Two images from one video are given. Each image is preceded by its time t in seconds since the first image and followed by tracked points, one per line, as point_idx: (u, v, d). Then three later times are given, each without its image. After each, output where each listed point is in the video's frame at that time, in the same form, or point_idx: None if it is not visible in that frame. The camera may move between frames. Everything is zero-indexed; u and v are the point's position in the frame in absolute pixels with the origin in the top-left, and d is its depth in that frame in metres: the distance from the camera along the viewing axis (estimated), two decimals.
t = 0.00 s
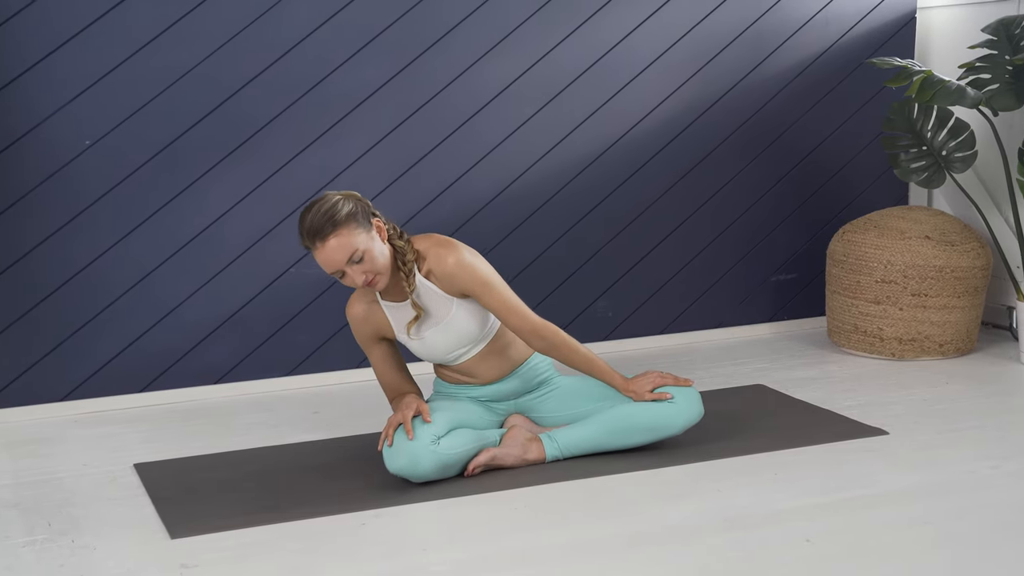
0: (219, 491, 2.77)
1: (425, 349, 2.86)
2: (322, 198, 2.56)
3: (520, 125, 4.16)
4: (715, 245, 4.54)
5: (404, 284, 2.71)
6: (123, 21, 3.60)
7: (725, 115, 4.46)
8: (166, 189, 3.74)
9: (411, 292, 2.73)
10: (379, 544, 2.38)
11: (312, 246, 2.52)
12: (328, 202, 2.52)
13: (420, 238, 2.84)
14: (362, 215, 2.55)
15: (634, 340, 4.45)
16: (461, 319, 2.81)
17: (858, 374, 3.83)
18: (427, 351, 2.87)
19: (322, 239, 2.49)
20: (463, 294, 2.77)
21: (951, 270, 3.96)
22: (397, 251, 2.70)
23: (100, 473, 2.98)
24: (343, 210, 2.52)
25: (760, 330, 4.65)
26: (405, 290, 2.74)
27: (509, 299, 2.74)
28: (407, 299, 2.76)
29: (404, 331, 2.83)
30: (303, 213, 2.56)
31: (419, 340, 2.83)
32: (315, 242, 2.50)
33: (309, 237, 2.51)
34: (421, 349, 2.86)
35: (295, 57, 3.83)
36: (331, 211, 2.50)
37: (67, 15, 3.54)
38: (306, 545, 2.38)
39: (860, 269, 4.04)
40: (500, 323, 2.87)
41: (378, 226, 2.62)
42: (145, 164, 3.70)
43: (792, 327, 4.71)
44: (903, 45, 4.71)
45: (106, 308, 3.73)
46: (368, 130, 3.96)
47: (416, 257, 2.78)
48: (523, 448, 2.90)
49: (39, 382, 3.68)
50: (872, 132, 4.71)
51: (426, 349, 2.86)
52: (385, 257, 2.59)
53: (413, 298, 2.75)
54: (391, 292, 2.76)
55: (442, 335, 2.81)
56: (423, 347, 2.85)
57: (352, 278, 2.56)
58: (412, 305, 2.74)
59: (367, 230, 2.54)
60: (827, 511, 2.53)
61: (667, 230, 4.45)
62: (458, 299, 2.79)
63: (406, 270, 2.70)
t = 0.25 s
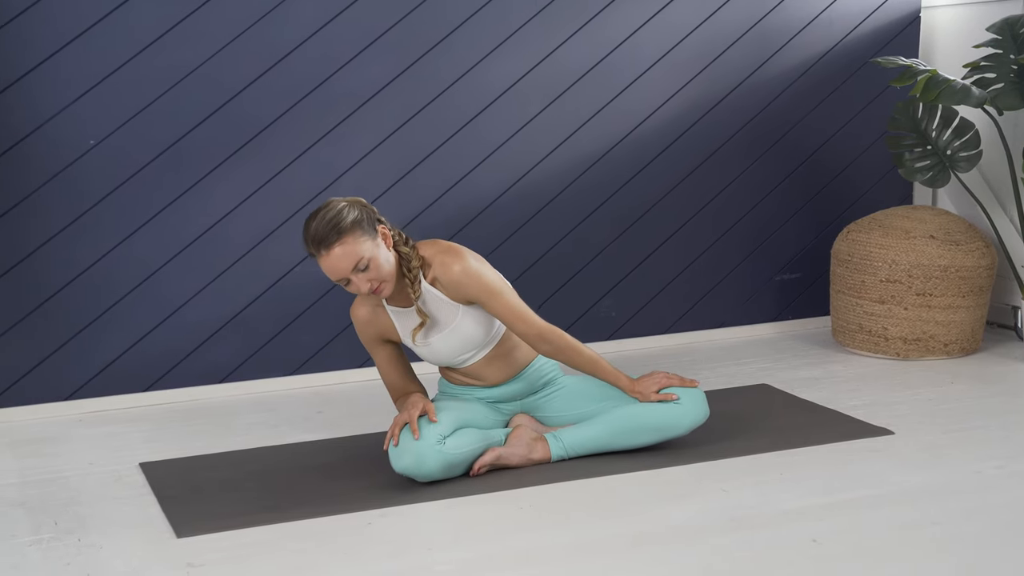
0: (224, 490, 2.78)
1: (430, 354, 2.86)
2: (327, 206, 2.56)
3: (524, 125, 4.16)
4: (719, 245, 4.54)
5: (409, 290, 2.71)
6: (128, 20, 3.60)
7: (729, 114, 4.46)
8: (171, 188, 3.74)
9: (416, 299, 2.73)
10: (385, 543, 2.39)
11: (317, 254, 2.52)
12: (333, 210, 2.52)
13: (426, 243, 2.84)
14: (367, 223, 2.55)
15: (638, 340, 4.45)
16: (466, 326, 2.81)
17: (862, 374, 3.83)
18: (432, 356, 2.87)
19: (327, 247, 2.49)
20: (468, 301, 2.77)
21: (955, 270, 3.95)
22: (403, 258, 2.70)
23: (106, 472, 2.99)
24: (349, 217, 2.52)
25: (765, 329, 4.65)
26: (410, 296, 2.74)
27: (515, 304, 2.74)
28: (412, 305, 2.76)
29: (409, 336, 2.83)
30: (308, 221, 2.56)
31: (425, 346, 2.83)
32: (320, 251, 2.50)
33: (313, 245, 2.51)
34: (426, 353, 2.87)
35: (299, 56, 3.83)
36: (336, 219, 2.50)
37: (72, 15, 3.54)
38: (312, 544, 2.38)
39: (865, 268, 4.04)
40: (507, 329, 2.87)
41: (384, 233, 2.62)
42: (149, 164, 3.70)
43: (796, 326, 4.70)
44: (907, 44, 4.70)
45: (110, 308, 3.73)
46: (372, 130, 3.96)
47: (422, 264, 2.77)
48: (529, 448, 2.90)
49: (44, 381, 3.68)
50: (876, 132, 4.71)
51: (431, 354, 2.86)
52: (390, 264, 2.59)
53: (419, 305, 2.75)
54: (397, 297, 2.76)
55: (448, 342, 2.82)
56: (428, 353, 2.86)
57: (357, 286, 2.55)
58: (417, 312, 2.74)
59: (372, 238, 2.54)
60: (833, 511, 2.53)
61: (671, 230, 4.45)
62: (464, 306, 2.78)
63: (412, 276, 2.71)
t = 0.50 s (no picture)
0: (230, 490, 2.78)
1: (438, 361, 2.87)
2: (331, 223, 2.54)
3: (528, 125, 4.16)
4: (724, 245, 4.53)
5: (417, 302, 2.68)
6: (133, 21, 3.61)
7: (733, 114, 4.46)
8: (176, 188, 3.75)
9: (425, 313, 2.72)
10: (390, 543, 2.39)
11: (323, 271, 2.50)
12: (338, 227, 2.50)
13: (432, 253, 2.81)
14: (373, 238, 2.53)
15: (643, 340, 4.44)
16: (474, 336, 2.81)
17: (867, 374, 3.82)
18: (440, 363, 2.87)
19: (333, 265, 2.48)
20: (476, 312, 2.76)
21: (961, 270, 3.95)
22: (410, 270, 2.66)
23: (111, 471, 2.99)
24: (354, 233, 2.50)
25: (769, 329, 4.65)
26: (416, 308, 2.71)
27: (523, 314, 2.74)
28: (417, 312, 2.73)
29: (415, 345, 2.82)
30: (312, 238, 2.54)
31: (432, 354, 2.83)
32: (326, 269, 2.49)
33: (319, 263, 2.50)
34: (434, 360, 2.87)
35: (304, 56, 3.83)
36: (341, 235, 2.49)
37: (77, 15, 3.54)
38: (317, 544, 2.39)
39: (870, 268, 4.04)
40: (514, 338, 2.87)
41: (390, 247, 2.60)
42: (154, 164, 3.71)
43: (801, 326, 4.70)
44: (912, 44, 4.70)
45: (116, 308, 3.74)
46: (376, 130, 3.96)
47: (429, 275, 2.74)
48: (534, 448, 2.90)
49: (49, 381, 3.69)
50: (881, 131, 4.70)
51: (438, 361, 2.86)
52: (397, 279, 2.57)
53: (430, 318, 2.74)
54: (404, 309, 2.73)
55: (458, 350, 2.82)
56: (436, 360, 2.85)
57: (365, 302, 2.54)
58: (425, 323, 2.72)
59: (378, 254, 2.52)
60: (838, 511, 2.53)
61: (675, 231, 4.45)
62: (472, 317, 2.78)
63: (419, 287, 2.65)
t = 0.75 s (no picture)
0: (233, 490, 2.78)
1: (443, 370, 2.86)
2: (336, 240, 2.51)
3: (530, 125, 4.16)
4: (726, 245, 4.53)
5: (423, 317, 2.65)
6: (135, 21, 3.61)
7: (735, 114, 4.46)
8: (179, 188, 3.74)
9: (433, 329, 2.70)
10: (394, 543, 2.39)
11: (328, 291, 2.48)
12: (342, 246, 2.47)
13: (438, 266, 2.78)
14: (378, 256, 2.50)
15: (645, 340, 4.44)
16: (481, 348, 2.80)
17: (870, 374, 3.82)
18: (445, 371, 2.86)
19: (338, 286, 2.45)
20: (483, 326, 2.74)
21: (963, 270, 3.95)
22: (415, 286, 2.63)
23: (114, 471, 2.99)
24: (359, 252, 2.47)
25: (772, 329, 4.65)
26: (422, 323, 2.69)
27: (529, 326, 2.72)
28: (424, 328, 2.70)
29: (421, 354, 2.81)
30: (316, 256, 2.51)
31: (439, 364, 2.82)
32: (332, 289, 2.46)
33: (325, 284, 2.47)
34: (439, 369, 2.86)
35: (306, 56, 3.83)
36: (346, 255, 2.45)
37: (80, 15, 3.54)
38: (321, 544, 2.39)
39: (873, 269, 4.03)
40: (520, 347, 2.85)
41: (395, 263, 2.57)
42: (157, 164, 3.71)
43: (804, 326, 4.70)
44: (914, 44, 4.69)
45: (118, 307, 3.74)
46: (378, 130, 3.96)
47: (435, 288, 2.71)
48: (537, 448, 2.90)
49: (52, 381, 3.69)
50: (883, 132, 4.70)
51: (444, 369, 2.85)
52: (403, 295, 2.54)
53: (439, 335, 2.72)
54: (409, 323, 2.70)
55: (465, 362, 2.81)
56: (442, 369, 2.85)
57: (371, 320, 2.52)
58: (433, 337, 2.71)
59: (383, 272, 2.49)
60: (842, 511, 2.52)
61: (677, 231, 4.45)
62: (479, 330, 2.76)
63: (424, 302, 2.62)
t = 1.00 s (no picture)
0: (236, 489, 2.78)
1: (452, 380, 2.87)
2: (348, 259, 2.49)
3: (533, 125, 4.16)
4: (729, 245, 4.53)
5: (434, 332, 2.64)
6: (140, 20, 3.61)
7: (738, 115, 4.46)
8: (183, 187, 3.75)
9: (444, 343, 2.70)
10: (398, 542, 2.39)
11: (342, 311, 2.46)
12: (355, 266, 2.45)
13: (449, 279, 2.77)
14: (391, 274, 2.48)
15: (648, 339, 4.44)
16: (491, 360, 2.80)
17: (873, 374, 3.82)
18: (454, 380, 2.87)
19: (352, 306, 2.43)
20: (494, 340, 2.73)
21: (967, 270, 3.95)
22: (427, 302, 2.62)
23: (118, 470, 2.99)
24: (372, 271, 2.45)
25: (775, 329, 4.65)
26: (434, 339, 2.68)
27: (539, 335, 2.71)
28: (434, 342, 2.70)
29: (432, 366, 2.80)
30: (329, 275, 2.49)
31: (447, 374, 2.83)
32: (346, 309, 2.44)
33: (339, 304, 2.45)
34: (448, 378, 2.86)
35: (309, 56, 3.83)
36: (359, 275, 2.43)
37: (83, 15, 3.54)
38: (324, 543, 2.39)
39: (876, 268, 4.03)
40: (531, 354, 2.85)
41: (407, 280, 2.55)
42: (161, 163, 3.71)
43: (807, 326, 4.70)
44: (918, 44, 4.69)
45: (122, 307, 3.74)
46: (381, 130, 3.96)
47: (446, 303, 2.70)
48: (541, 448, 2.90)
49: (56, 380, 3.69)
50: (887, 132, 4.70)
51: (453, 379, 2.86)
52: (416, 312, 2.53)
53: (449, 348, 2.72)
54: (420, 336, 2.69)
55: (474, 372, 2.82)
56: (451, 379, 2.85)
57: (386, 339, 2.51)
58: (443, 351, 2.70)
59: (397, 291, 2.47)
60: (846, 511, 2.52)
61: (679, 231, 4.45)
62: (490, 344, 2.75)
63: (436, 317, 2.61)
